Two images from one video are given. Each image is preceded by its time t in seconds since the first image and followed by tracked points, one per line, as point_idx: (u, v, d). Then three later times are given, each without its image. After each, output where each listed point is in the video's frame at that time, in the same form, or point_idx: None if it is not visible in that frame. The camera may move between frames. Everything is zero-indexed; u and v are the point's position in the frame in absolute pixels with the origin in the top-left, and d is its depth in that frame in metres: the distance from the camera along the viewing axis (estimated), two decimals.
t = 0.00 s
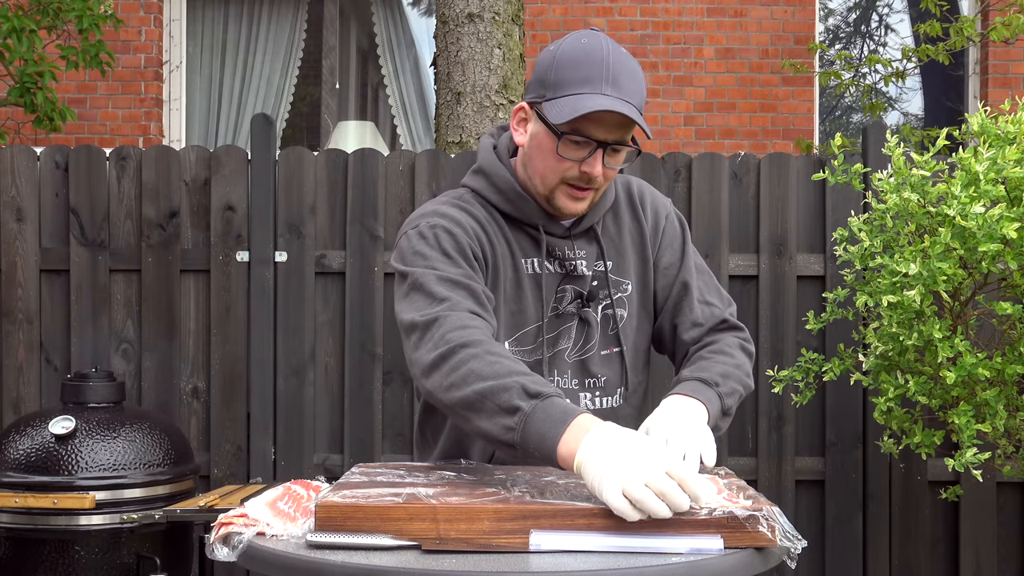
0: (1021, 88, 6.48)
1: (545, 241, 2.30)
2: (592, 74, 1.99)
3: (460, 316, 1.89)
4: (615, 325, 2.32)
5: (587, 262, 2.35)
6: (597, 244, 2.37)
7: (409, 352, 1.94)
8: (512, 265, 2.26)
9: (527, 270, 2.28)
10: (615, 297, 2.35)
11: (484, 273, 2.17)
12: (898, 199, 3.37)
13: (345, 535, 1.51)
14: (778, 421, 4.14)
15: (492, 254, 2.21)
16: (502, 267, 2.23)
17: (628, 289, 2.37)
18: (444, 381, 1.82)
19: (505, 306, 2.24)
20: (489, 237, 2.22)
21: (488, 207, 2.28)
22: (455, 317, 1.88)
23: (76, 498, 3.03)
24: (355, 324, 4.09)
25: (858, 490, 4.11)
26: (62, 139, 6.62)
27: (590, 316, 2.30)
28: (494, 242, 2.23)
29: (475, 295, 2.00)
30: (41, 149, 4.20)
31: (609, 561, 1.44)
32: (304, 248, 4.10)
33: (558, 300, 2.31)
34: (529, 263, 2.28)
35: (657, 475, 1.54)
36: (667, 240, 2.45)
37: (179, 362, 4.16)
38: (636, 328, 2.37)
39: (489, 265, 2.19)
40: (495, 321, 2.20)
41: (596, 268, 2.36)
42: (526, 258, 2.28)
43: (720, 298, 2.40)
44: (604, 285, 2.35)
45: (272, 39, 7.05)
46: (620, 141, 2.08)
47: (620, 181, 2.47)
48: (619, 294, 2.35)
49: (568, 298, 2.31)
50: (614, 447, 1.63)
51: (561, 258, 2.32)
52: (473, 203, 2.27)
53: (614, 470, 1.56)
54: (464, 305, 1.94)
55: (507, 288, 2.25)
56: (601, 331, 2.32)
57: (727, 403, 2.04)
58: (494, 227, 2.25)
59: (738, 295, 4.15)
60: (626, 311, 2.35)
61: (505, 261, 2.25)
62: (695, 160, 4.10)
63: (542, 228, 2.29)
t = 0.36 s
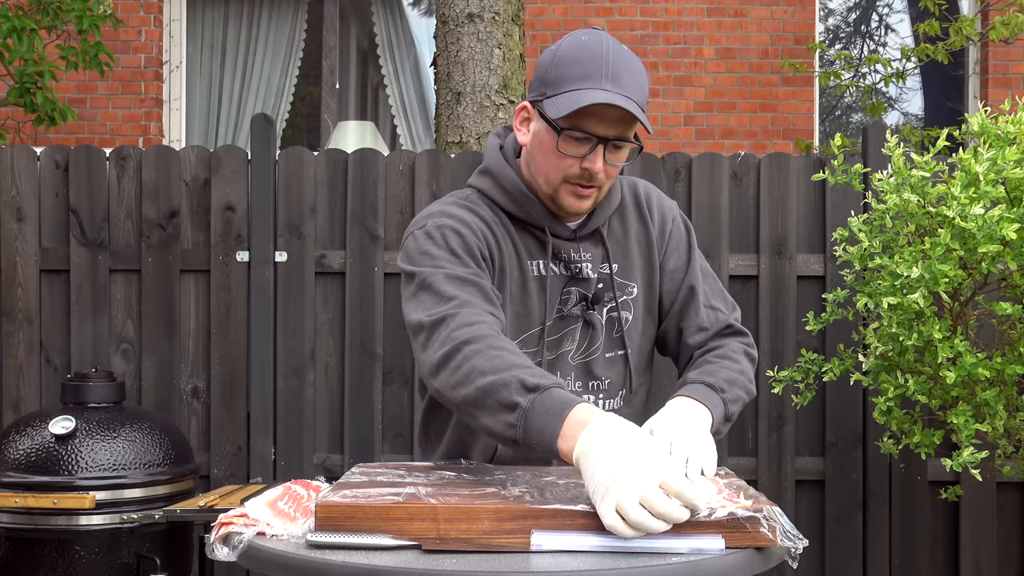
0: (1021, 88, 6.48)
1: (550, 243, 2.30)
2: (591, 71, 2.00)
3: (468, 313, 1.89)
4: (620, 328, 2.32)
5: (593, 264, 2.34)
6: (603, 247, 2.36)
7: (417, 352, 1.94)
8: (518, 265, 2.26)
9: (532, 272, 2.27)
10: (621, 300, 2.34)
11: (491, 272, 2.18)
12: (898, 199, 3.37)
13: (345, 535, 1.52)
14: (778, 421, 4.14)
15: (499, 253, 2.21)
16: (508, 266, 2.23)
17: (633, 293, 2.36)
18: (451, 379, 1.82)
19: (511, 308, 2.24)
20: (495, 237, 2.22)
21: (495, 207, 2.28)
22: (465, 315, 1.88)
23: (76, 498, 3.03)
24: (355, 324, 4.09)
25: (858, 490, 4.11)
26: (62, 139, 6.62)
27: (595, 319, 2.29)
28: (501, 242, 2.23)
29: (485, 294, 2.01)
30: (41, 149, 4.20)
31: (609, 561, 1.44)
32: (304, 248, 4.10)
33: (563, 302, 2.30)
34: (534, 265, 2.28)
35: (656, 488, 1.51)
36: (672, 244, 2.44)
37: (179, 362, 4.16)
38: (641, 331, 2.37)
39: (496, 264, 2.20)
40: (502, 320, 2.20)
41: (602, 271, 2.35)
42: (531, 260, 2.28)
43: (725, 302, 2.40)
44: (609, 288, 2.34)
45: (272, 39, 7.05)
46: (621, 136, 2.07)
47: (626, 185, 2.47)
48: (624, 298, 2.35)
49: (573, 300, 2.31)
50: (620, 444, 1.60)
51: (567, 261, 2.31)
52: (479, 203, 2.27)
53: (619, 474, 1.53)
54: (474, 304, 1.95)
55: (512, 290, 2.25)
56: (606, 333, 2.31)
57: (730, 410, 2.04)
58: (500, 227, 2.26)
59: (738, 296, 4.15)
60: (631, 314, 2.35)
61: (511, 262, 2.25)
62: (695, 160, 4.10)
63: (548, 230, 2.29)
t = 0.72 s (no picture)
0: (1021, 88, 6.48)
1: (547, 240, 2.29)
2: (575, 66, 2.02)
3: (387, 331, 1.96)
4: (622, 330, 2.33)
5: (591, 263, 2.34)
6: (603, 245, 2.35)
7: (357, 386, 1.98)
8: (509, 262, 2.26)
9: (526, 269, 2.27)
10: (626, 303, 2.34)
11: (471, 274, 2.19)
12: (898, 200, 3.37)
13: (345, 535, 1.52)
14: (778, 421, 4.14)
15: (480, 252, 2.21)
16: (493, 264, 2.23)
17: (638, 295, 2.35)
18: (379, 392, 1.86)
19: (502, 306, 2.24)
20: (479, 236, 2.23)
21: (490, 203, 2.29)
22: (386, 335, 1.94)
23: (76, 498, 3.03)
24: (355, 324, 4.09)
25: (858, 490, 4.11)
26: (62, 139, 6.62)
27: (596, 318, 2.31)
28: (483, 240, 2.23)
29: (433, 307, 2.04)
30: (41, 149, 4.20)
31: (609, 562, 1.45)
32: (303, 248, 4.10)
33: (563, 300, 2.30)
34: (528, 262, 2.28)
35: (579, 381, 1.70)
36: (684, 249, 2.43)
37: (179, 362, 4.16)
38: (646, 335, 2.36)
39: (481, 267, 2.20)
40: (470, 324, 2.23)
41: (604, 270, 2.35)
42: (526, 256, 2.28)
43: (735, 314, 2.39)
44: (612, 289, 2.33)
45: (272, 39, 7.05)
46: (607, 131, 2.07)
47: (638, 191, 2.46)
48: (627, 300, 2.34)
49: (573, 299, 2.31)
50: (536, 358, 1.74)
51: (564, 258, 2.31)
52: (475, 198, 2.29)
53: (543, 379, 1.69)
54: (412, 321, 1.99)
55: (505, 287, 2.25)
56: (608, 333, 2.32)
57: (729, 408, 2.05)
58: (490, 224, 2.26)
59: (738, 296, 4.16)
60: (635, 317, 2.34)
61: (502, 258, 2.25)
62: (695, 160, 4.10)
63: (545, 227, 2.29)
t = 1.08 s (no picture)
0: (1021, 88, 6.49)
1: (490, 237, 2.24)
2: (472, 67, 2.07)
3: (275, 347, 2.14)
4: (578, 329, 2.22)
5: (537, 261, 2.26)
6: (551, 241, 2.27)
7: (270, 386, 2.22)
8: (446, 266, 2.24)
9: (466, 268, 2.24)
10: (582, 301, 2.23)
11: (385, 288, 2.23)
12: (897, 200, 3.37)
13: (345, 535, 1.52)
14: (778, 421, 4.14)
15: (398, 264, 2.23)
16: (418, 274, 2.23)
17: (597, 294, 2.23)
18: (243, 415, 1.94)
19: (436, 308, 2.22)
20: (399, 248, 2.25)
21: (432, 208, 2.29)
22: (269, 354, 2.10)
23: (77, 498, 3.03)
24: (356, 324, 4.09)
25: (858, 490, 4.11)
26: (62, 139, 6.62)
27: (545, 317, 2.22)
28: (405, 252, 2.24)
29: (317, 330, 2.17)
30: (41, 149, 4.20)
31: (608, 562, 1.45)
32: (303, 248, 4.10)
33: (513, 297, 2.23)
34: (470, 261, 2.24)
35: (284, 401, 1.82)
36: (655, 242, 2.24)
37: (179, 362, 4.16)
38: (608, 334, 2.23)
39: (394, 274, 2.22)
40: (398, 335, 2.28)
41: (555, 268, 2.26)
42: (469, 257, 2.25)
43: (712, 311, 2.15)
44: (567, 286, 2.24)
45: (272, 39, 7.05)
46: (508, 125, 2.04)
47: (606, 189, 2.34)
48: (582, 298, 2.23)
49: (522, 297, 2.23)
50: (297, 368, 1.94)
51: (509, 257, 2.25)
52: (422, 206, 2.30)
53: (264, 384, 1.87)
54: (293, 340, 2.14)
55: (439, 289, 2.22)
56: (562, 330, 2.22)
57: (660, 402, 1.89)
58: (419, 234, 2.26)
59: (738, 296, 4.16)
60: (591, 315, 2.22)
61: (436, 260, 2.24)
62: (695, 160, 4.09)
63: (487, 225, 2.25)
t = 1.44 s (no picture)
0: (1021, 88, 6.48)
1: (413, 240, 2.32)
2: (378, 69, 2.13)
3: (228, 338, 2.17)
4: (504, 320, 2.29)
5: (459, 259, 2.33)
6: (472, 239, 2.34)
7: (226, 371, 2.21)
8: (377, 269, 2.34)
9: (396, 272, 2.33)
10: (503, 292, 2.31)
11: (328, 287, 2.32)
12: (897, 200, 3.37)
13: (346, 535, 1.52)
14: (778, 422, 4.14)
15: (337, 267, 2.33)
16: (354, 277, 2.33)
17: (516, 283, 2.31)
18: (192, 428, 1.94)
19: (371, 311, 2.32)
20: (339, 250, 2.34)
21: (361, 215, 2.39)
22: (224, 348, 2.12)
23: (76, 498, 3.03)
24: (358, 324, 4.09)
25: (858, 490, 4.10)
26: (62, 139, 6.62)
27: (471, 312, 2.30)
28: (344, 255, 2.34)
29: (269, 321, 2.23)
30: (41, 149, 4.20)
31: (608, 562, 1.44)
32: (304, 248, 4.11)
33: (441, 296, 2.32)
34: (400, 265, 2.33)
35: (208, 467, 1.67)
36: (560, 225, 2.29)
37: (180, 362, 4.16)
38: (532, 321, 2.31)
39: (333, 276, 2.32)
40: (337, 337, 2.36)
41: (476, 263, 2.33)
42: (397, 260, 2.34)
43: (614, 284, 2.17)
44: (489, 281, 2.31)
45: (272, 39, 7.05)
46: (418, 124, 2.12)
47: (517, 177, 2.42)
48: (504, 290, 2.31)
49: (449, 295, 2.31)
50: (240, 418, 1.80)
51: (432, 257, 2.32)
52: (351, 214, 2.40)
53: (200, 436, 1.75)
54: (247, 329, 2.19)
55: (372, 291, 2.33)
56: (489, 325, 2.30)
57: (541, 371, 1.93)
58: (352, 239, 2.35)
59: (738, 296, 4.16)
60: (514, 305, 2.30)
61: (368, 264, 2.34)
62: (695, 160, 4.09)
63: (410, 228, 2.33)
